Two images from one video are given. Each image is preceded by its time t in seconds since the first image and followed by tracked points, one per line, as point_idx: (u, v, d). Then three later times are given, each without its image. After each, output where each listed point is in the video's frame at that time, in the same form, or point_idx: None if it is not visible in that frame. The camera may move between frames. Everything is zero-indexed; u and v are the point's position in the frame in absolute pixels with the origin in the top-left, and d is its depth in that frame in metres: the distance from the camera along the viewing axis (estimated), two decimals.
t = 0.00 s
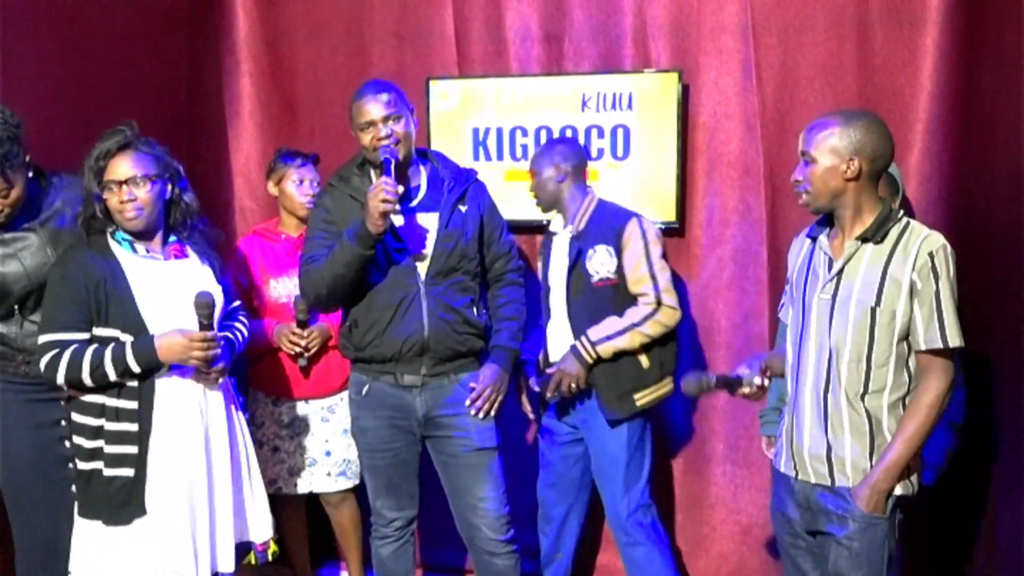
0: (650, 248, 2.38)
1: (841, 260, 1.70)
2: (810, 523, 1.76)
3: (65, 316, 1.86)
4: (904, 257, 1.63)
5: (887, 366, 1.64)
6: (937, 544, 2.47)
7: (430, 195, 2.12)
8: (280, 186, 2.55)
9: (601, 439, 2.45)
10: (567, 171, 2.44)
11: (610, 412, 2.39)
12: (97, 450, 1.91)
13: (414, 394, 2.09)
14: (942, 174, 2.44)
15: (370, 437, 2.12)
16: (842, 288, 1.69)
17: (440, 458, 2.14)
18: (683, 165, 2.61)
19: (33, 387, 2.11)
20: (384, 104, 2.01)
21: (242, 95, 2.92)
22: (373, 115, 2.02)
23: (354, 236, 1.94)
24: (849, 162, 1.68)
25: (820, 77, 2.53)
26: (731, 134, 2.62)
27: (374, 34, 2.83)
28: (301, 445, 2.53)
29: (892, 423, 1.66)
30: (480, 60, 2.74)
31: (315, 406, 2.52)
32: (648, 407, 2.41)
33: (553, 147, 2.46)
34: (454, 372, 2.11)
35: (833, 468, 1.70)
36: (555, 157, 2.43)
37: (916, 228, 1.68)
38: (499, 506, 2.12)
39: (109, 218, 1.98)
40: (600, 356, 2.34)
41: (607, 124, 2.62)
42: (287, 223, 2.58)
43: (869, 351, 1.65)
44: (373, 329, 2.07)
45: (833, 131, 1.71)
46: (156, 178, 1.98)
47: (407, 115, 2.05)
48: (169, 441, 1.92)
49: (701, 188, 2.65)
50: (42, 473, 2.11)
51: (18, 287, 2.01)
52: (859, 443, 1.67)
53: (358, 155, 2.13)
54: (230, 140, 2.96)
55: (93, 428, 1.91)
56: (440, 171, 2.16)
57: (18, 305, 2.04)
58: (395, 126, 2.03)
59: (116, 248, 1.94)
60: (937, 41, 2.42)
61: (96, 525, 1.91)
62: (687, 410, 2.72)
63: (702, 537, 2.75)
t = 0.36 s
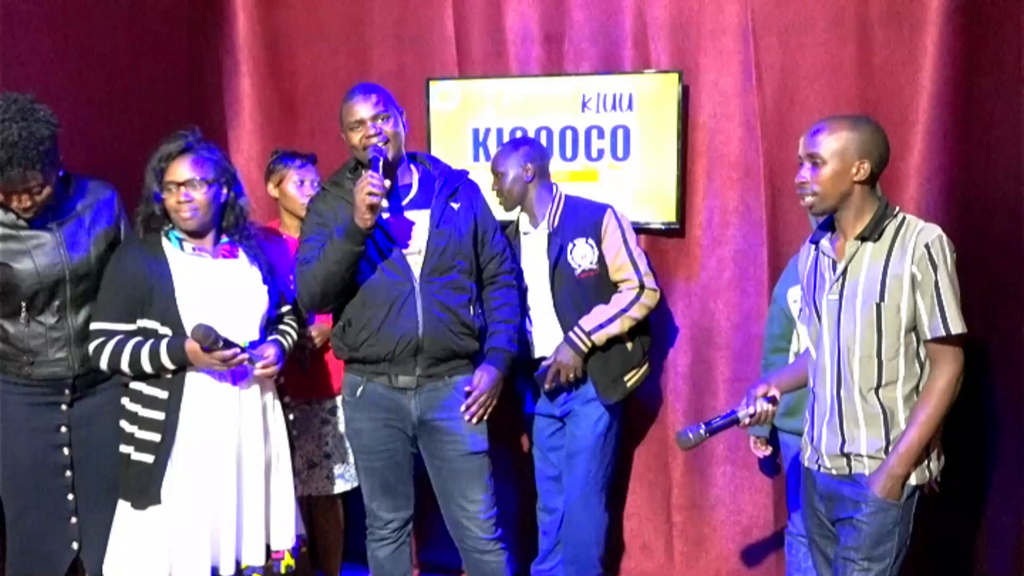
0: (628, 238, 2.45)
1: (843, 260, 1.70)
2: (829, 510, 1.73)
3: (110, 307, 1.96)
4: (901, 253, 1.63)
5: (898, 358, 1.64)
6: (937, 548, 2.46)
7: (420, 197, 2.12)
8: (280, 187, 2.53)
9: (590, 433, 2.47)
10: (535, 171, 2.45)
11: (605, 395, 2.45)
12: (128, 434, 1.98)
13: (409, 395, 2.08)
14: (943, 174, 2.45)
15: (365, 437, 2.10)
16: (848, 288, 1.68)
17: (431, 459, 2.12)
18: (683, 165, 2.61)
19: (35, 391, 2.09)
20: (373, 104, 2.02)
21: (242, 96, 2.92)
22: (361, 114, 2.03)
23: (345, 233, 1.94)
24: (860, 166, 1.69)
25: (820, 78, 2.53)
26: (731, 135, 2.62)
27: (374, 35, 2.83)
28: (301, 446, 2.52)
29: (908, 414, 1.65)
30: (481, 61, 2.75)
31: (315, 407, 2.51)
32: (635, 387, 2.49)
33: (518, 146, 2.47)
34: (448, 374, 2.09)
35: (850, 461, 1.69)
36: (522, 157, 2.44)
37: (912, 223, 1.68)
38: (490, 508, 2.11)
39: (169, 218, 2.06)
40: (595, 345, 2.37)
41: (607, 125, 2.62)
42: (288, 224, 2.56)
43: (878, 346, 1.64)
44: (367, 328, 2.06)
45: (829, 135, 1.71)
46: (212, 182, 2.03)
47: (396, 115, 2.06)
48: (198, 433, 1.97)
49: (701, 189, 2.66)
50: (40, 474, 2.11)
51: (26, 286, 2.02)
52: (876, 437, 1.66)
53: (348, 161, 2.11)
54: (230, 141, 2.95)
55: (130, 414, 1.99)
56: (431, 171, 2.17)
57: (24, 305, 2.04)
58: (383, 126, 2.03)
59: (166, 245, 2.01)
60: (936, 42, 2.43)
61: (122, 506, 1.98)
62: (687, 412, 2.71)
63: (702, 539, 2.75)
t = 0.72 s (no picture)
0: (635, 246, 2.48)
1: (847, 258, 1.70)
2: (827, 508, 1.74)
3: (151, 295, 2.13)
4: (905, 253, 1.63)
5: (900, 357, 1.64)
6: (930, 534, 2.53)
7: (424, 195, 2.11)
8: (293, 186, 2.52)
9: (589, 432, 2.50)
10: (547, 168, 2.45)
11: (591, 402, 2.47)
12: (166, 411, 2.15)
13: (410, 396, 2.07)
14: (943, 175, 2.46)
15: (365, 437, 2.11)
16: (851, 286, 1.68)
17: (436, 460, 2.12)
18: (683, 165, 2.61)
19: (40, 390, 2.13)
20: (381, 106, 2.02)
21: (242, 96, 2.93)
22: (369, 114, 2.02)
23: (347, 231, 1.92)
24: (877, 170, 1.67)
25: (819, 78, 2.54)
26: (731, 135, 2.61)
27: (374, 35, 2.83)
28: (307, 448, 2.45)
29: (907, 412, 1.65)
30: (481, 61, 2.75)
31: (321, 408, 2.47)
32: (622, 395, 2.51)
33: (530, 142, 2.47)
34: (449, 375, 2.08)
35: (849, 460, 1.69)
36: (533, 154, 2.44)
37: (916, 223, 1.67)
38: (497, 509, 2.09)
39: (224, 217, 2.17)
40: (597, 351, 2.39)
41: (607, 125, 2.62)
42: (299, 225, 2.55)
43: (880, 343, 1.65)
44: (367, 328, 2.05)
45: (841, 133, 1.67)
46: (265, 184, 2.13)
47: (403, 117, 2.05)
48: (215, 421, 2.10)
49: (701, 189, 2.65)
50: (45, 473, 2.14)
51: (39, 281, 2.07)
52: (876, 436, 1.66)
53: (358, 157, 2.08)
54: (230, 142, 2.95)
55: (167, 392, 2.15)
56: (435, 171, 2.17)
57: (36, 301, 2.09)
58: (390, 126, 2.02)
59: (210, 243, 2.14)
60: (936, 43, 2.44)
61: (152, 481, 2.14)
62: (687, 412, 2.71)
63: (701, 539, 2.75)
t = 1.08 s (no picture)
0: (643, 253, 2.47)
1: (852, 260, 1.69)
2: (826, 521, 1.73)
3: (156, 293, 2.15)
4: (913, 258, 1.62)
5: (900, 364, 1.63)
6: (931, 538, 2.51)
7: (454, 194, 2.10)
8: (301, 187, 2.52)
9: (589, 434, 2.50)
10: (560, 166, 2.45)
11: (588, 406, 2.47)
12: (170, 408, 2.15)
13: (428, 398, 2.08)
14: (943, 175, 2.45)
15: (383, 438, 2.11)
16: (853, 289, 1.67)
17: (451, 463, 2.13)
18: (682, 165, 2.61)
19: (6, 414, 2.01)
20: (414, 100, 2.01)
21: (242, 96, 2.93)
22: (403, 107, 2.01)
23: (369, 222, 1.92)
24: (893, 168, 1.67)
25: (818, 79, 2.54)
26: (729, 135, 2.62)
27: (373, 35, 2.83)
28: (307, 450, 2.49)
29: (907, 422, 1.64)
30: (480, 61, 2.74)
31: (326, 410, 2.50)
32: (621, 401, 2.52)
33: (543, 140, 2.46)
34: (469, 378, 2.08)
35: (846, 469, 1.68)
36: (547, 152, 2.44)
37: (925, 228, 1.67)
38: (507, 514, 2.11)
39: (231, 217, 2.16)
40: (598, 358, 2.39)
41: (606, 125, 2.62)
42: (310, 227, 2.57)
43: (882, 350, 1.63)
44: (389, 327, 2.06)
45: (859, 128, 1.66)
46: (281, 184, 2.13)
47: (437, 113, 2.04)
48: (218, 419, 2.08)
49: (700, 189, 2.66)
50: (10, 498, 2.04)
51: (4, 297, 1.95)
52: (874, 444, 1.65)
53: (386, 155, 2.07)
54: (229, 141, 2.95)
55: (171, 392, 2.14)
56: (464, 170, 2.15)
57: None
58: (422, 121, 2.01)
59: (213, 243, 2.14)
60: (936, 43, 2.44)
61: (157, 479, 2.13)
62: (687, 412, 2.71)
63: (700, 539, 2.75)
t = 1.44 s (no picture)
0: (645, 260, 2.48)
1: (864, 266, 1.67)
2: (825, 527, 1.74)
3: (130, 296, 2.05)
4: (929, 266, 1.60)
5: (909, 375, 1.62)
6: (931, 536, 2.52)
7: (482, 195, 2.08)
8: (297, 185, 2.52)
9: (580, 435, 2.51)
10: (573, 164, 2.46)
11: (575, 408, 2.47)
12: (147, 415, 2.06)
13: (446, 400, 2.09)
14: (941, 176, 2.46)
15: (397, 439, 2.12)
16: (864, 296, 1.66)
17: (465, 463, 2.16)
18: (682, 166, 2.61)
19: None
20: (457, 100, 1.99)
21: (242, 96, 2.94)
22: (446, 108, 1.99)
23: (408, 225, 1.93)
24: (885, 172, 1.64)
25: (818, 79, 2.54)
26: (729, 136, 2.62)
27: (373, 35, 2.83)
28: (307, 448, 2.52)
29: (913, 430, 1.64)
30: (480, 62, 2.75)
31: (325, 410, 2.53)
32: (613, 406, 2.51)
33: (559, 137, 2.47)
34: (486, 378, 2.10)
35: (848, 476, 1.68)
36: (562, 150, 2.45)
37: (940, 235, 1.65)
38: (516, 514, 2.15)
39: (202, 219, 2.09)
40: (591, 360, 2.39)
41: (606, 126, 2.62)
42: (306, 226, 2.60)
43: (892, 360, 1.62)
44: (409, 326, 2.07)
45: (852, 135, 1.66)
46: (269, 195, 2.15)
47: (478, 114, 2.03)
48: (212, 419, 2.02)
49: (700, 190, 2.66)
50: None
51: None
52: (877, 450, 1.64)
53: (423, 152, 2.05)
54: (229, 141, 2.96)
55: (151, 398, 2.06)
56: (490, 172, 2.12)
57: None
58: (464, 124, 2.00)
59: (181, 242, 2.07)
60: (935, 43, 2.44)
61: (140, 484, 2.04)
62: (687, 412, 2.72)
63: (700, 539, 2.75)
